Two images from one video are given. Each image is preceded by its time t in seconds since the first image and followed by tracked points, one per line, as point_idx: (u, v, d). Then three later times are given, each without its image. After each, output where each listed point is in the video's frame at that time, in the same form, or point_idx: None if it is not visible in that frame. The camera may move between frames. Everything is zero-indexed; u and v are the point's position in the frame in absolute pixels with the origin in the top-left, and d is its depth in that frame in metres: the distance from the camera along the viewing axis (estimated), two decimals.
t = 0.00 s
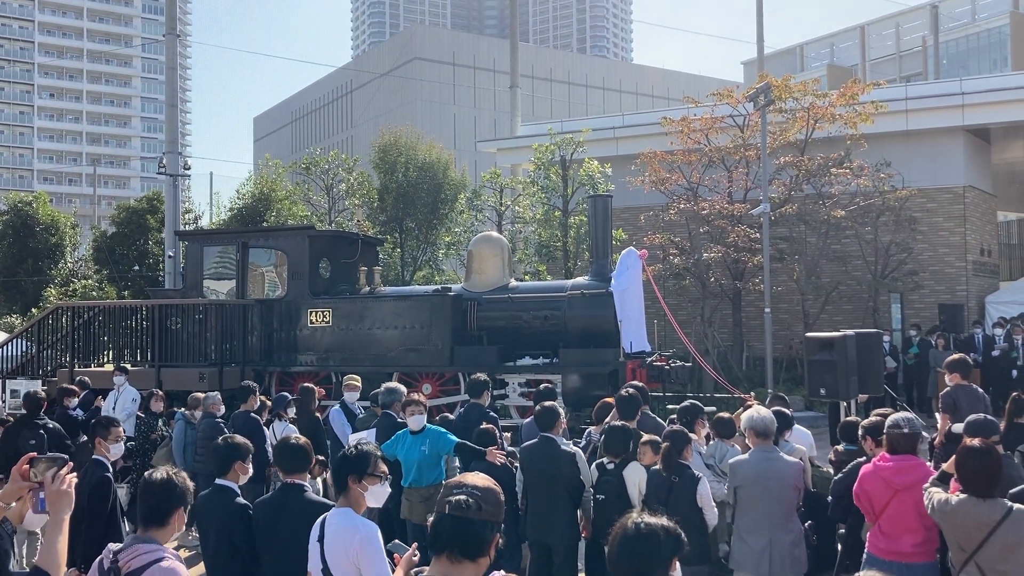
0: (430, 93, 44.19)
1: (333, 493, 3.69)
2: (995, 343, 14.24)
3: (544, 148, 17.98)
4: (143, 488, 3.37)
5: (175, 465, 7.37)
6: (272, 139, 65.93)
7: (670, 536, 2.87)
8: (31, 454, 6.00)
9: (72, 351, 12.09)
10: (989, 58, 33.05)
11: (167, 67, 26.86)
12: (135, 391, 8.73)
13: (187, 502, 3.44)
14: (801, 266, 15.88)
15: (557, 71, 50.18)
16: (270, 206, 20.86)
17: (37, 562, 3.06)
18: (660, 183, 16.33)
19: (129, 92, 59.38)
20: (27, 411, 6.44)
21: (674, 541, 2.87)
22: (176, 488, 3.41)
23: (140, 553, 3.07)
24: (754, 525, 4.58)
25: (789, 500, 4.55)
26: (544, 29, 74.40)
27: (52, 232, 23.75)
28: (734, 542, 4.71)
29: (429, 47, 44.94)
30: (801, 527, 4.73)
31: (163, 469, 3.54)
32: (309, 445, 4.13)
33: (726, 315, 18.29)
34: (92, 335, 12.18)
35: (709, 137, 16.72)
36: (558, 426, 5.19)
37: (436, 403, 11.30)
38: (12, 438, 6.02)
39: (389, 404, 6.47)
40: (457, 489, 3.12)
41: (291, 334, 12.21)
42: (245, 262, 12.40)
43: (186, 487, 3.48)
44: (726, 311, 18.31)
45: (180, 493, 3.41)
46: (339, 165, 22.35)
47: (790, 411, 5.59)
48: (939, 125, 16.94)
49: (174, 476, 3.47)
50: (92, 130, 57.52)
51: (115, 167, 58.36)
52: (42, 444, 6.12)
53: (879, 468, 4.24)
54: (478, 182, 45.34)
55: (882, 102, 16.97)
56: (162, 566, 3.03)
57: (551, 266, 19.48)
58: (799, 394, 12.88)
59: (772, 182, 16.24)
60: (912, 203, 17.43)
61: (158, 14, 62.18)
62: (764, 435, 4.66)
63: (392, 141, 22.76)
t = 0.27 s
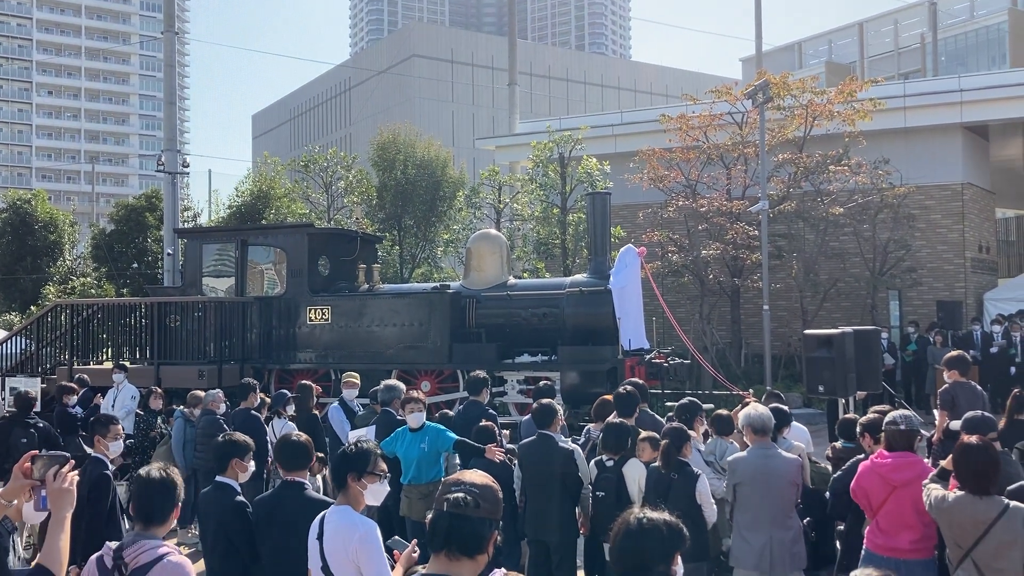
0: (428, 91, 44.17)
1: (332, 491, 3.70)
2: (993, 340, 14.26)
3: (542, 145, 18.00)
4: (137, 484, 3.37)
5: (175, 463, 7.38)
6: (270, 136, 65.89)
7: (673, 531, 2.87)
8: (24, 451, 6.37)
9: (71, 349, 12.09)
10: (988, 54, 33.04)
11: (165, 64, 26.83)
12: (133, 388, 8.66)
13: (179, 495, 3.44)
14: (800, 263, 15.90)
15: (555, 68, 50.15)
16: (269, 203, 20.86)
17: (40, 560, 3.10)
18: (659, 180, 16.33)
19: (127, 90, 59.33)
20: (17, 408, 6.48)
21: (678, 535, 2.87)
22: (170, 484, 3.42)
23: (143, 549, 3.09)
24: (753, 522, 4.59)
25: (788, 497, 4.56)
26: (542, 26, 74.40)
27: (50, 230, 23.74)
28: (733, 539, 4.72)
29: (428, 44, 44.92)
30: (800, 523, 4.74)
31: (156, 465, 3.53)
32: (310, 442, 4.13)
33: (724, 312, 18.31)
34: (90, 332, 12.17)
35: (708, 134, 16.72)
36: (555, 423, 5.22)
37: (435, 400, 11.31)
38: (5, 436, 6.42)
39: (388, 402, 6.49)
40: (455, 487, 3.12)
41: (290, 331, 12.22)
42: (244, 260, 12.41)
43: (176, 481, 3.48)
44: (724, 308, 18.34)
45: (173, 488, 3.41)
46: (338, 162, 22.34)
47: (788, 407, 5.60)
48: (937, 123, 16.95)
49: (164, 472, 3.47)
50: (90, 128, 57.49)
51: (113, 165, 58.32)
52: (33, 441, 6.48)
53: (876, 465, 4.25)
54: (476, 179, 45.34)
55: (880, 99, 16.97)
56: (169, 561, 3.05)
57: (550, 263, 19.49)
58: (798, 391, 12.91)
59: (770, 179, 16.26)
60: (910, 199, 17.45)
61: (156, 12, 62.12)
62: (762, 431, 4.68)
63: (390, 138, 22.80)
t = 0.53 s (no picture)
0: (427, 88, 44.14)
1: (332, 488, 3.70)
2: (992, 337, 14.27)
3: (541, 142, 17.99)
4: (131, 483, 3.36)
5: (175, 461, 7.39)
6: (269, 134, 65.84)
7: (673, 526, 2.87)
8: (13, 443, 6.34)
9: (70, 347, 12.08)
10: (987, 51, 33.00)
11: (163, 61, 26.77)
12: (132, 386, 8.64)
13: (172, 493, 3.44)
14: (799, 261, 15.90)
15: (554, 65, 50.11)
16: (268, 201, 20.84)
17: (42, 557, 3.08)
18: (658, 178, 16.31)
19: (125, 87, 59.23)
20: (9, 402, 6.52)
21: (678, 530, 2.87)
22: (165, 483, 3.43)
23: (144, 545, 3.10)
24: (753, 519, 4.58)
25: (788, 494, 4.56)
26: (542, 23, 74.41)
27: (49, 228, 23.70)
28: (733, 536, 4.71)
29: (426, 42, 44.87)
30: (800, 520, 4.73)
31: (145, 464, 3.52)
32: (310, 440, 4.13)
33: (723, 310, 18.31)
34: (89, 331, 12.16)
35: (707, 131, 16.69)
36: (554, 421, 5.22)
37: (434, 398, 11.30)
38: None
39: (388, 399, 6.49)
40: (454, 485, 3.13)
41: (289, 329, 12.21)
42: (243, 258, 12.37)
43: (169, 479, 3.48)
44: (724, 305, 18.35)
45: (166, 488, 3.42)
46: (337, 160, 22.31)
47: (788, 405, 5.60)
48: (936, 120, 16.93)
49: (155, 471, 3.46)
50: (89, 125, 57.42)
51: (112, 163, 58.26)
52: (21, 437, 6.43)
53: (875, 462, 4.26)
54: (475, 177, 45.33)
55: (880, 96, 16.96)
56: (171, 557, 3.07)
57: (549, 260, 19.47)
58: (797, 389, 12.91)
59: (769, 177, 16.25)
60: (910, 197, 17.45)
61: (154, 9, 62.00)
62: (760, 428, 4.70)
63: (389, 135, 22.84)
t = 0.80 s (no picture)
0: (426, 87, 44.15)
1: (331, 487, 3.70)
2: (991, 335, 14.28)
3: (540, 141, 18.02)
4: (127, 482, 3.36)
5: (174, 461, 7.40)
6: (268, 133, 65.85)
7: (671, 516, 2.89)
8: None
9: (69, 346, 12.09)
10: (986, 50, 32.99)
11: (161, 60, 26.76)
12: (131, 385, 8.69)
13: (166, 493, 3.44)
14: (798, 259, 15.91)
15: (553, 64, 50.11)
16: (267, 200, 20.85)
17: (43, 555, 3.08)
18: (657, 177, 16.30)
19: (124, 86, 59.22)
20: None
21: (676, 521, 2.90)
22: (161, 482, 3.44)
23: (141, 544, 3.10)
24: (751, 518, 4.59)
25: (786, 492, 4.56)
26: (541, 22, 74.47)
27: (48, 227, 23.71)
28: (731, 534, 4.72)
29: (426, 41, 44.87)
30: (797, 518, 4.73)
31: (140, 464, 3.52)
32: (309, 438, 4.14)
33: (722, 308, 18.33)
34: (88, 330, 12.16)
35: (706, 130, 16.70)
36: (552, 420, 5.22)
37: (434, 397, 11.30)
38: None
39: (387, 398, 6.50)
40: (451, 484, 3.13)
41: (288, 328, 12.21)
42: (242, 257, 12.35)
43: (164, 479, 3.48)
44: (723, 304, 18.36)
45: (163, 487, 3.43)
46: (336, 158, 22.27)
47: (787, 404, 5.62)
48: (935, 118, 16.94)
49: (148, 471, 3.46)
50: (88, 124, 57.41)
51: (111, 162, 58.25)
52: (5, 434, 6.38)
53: (873, 461, 4.26)
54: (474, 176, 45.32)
55: (878, 94, 16.97)
56: (167, 555, 3.08)
57: (548, 259, 19.48)
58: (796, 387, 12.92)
59: (768, 175, 16.26)
60: (908, 195, 17.46)
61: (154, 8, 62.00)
62: (759, 427, 4.70)
63: (388, 134, 22.97)
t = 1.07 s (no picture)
0: (425, 86, 44.13)
1: (331, 486, 3.71)
2: (990, 334, 14.29)
3: (540, 141, 18.02)
4: (123, 482, 3.36)
5: (173, 461, 7.40)
6: (267, 133, 65.82)
7: (676, 514, 2.89)
8: None
9: (68, 346, 12.08)
10: (985, 49, 33.00)
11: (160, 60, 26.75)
12: (131, 385, 8.70)
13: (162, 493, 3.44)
14: (797, 259, 15.91)
15: (552, 64, 50.10)
16: (266, 200, 20.84)
17: (42, 555, 3.09)
18: (656, 176, 16.28)
19: (123, 86, 59.19)
20: None
21: (680, 518, 2.89)
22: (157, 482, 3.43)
23: (132, 544, 3.11)
24: (750, 517, 4.59)
25: (786, 492, 4.56)
26: (540, 22, 74.54)
27: (47, 227, 23.69)
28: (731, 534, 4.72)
29: (425, 40, 44.87)
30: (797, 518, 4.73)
31: (134, 464, 3.50)
32: (311, 437, 4.14)
33: (722, 308, 18.33)
34: (87, 330, 12.16)
35: (705, 130, 16.70)
36: (551, 420, 5.23)
37: (433, 396, 11.30)
38: None
39: (386, 398, 6.50)
40: (449, 484, 3.13)
41: (287, 328, 12.21)
42: (241, 257, 12.35)
43: (157, 479, 3.47)
44: (722, 304, 18.37)
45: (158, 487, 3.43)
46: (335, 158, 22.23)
47: (787, 403, 5.62)
48: (934, 118, 16.94)
49: (142, 471, 3.44)
50: (87, 124, 57.41)
51: (109, 162, 58.23)
52: None
53: (871, 460, 4.27)
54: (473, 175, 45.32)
55: (877, 94, 16.97)
56: (159, 556, 3.07)
57: (547, 258, 19.47)
58: (795, 386, 12.92)
59: (767, 175, 16.25)
60: (907, 195, 17.47)
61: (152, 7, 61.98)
62: (759, 427, 4.70)
63: (387, 134, 22.94)
